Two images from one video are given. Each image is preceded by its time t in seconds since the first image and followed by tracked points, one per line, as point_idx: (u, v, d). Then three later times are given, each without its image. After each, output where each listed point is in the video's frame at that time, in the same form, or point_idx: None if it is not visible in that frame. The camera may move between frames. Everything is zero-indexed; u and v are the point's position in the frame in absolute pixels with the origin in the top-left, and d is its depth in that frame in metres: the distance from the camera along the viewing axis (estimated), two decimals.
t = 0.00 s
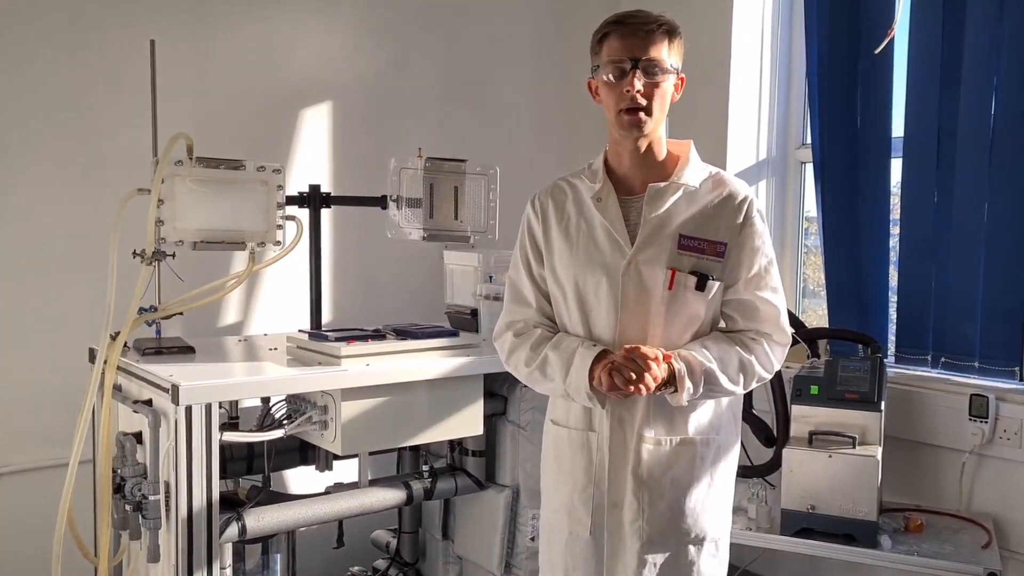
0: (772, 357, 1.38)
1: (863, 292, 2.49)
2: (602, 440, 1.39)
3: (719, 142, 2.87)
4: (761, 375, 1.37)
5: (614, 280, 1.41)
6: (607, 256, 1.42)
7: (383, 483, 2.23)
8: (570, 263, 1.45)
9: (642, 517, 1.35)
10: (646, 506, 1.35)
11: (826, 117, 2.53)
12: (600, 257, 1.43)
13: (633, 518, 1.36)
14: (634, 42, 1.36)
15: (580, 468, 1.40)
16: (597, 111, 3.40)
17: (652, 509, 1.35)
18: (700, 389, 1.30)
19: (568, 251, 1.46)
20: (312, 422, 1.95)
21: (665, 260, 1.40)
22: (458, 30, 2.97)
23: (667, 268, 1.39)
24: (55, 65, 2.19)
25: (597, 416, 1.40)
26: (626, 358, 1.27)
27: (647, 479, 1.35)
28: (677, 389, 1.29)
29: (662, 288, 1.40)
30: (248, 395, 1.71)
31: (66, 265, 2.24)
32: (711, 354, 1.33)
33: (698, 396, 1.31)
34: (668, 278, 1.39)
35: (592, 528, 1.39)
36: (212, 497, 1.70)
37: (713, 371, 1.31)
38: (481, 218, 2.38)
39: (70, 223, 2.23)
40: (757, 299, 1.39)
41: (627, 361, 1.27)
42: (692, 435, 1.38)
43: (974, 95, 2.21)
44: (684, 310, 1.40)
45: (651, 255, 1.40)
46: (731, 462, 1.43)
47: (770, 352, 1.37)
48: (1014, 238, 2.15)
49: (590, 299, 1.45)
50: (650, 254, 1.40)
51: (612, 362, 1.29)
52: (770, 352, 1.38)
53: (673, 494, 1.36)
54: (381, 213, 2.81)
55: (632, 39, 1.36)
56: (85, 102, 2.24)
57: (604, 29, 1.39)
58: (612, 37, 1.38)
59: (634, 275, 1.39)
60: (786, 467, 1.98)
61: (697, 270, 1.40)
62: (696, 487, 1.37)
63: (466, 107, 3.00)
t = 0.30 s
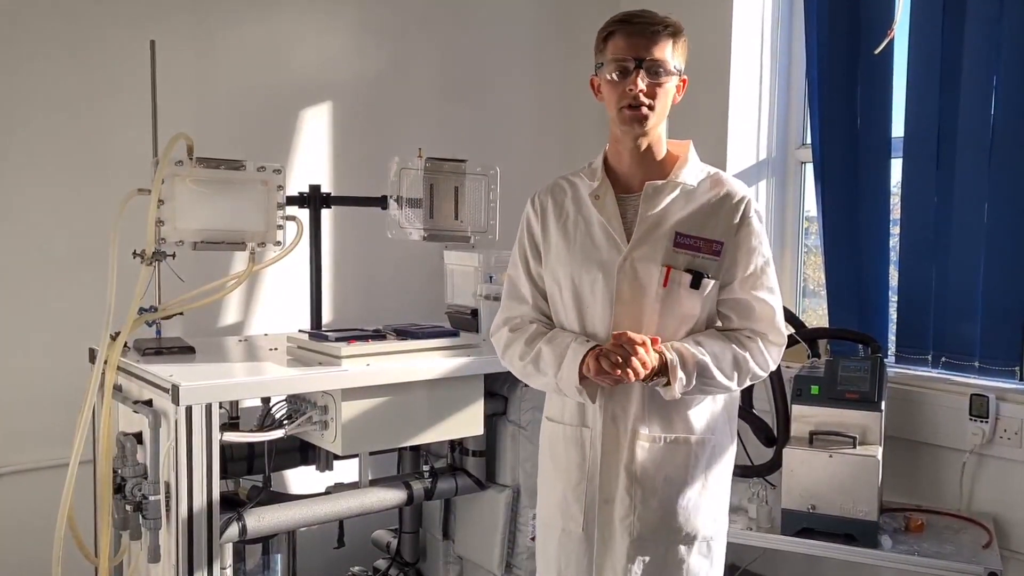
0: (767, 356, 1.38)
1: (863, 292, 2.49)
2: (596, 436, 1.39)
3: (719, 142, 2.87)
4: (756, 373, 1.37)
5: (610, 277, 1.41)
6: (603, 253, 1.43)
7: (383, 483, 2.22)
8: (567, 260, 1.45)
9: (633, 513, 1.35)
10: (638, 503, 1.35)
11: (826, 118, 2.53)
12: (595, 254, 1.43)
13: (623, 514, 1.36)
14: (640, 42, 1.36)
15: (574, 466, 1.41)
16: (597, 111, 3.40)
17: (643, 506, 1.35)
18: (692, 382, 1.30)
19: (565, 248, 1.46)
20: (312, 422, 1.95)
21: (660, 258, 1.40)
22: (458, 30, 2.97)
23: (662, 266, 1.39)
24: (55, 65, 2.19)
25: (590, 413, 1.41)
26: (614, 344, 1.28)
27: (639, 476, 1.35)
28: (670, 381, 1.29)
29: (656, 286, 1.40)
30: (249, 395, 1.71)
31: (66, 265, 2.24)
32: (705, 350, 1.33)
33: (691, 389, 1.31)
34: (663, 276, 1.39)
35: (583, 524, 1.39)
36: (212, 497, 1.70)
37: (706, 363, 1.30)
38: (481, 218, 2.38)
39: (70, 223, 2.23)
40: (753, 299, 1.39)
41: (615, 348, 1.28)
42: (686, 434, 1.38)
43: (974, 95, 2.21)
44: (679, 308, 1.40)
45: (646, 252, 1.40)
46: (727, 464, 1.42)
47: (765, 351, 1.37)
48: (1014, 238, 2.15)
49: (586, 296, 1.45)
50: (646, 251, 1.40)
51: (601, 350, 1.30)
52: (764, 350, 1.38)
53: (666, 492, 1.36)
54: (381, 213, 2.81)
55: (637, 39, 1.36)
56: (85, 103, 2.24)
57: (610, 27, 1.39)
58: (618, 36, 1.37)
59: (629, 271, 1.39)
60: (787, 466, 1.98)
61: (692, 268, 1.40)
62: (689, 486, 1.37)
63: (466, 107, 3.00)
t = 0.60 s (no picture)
0: (761, 355, 1.39)
1: (863, 292, 2.49)
2: (590, 435, 1.39)
3: (719, 142, 2.87)
4: (752, 369, 1.37)
5: (606, 278, 1.41)
6: (600, 254, 1.43)
7: (383, 483, 2.22)
8: (563, 260, 1.45)
9: (629, 511, 1.35)
10: (634, 500, 1.35)
11: (826, 118, 2.53)
12: (592, 254, 1.43)
13: (619, 511, 1.36)
14: (636, 42, 1.36)
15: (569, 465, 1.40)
16: (598, 110, 3.40)
17: (638, 504, 1.35)
18: (689, 372, 1.30)
19: (562, 247, 1.46)
20: (313, 422, 1.94)
21: (656, 259, 1.40)
22: (458, 30, 2.96)
23: (659, 267, 1.40)
24: (55, 65, 2.18)
25: (585, 410, 1.41)
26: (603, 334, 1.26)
27: (634, 473, 1.35)
28: (669, 371, 1.29)
29: (652, 286, 1.40)
30: (250, 395, 1.70)
31: (67, 265, 2.23)
32: (702, 344, 1.33)
33: (688, 382, 1.31)
34: (659, 277, 1.39)
35: (579, 522, 1.39)
36: (212, 498, 1.70)
37: (704, 358, 1.31)
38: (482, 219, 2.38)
39: (70, 224, 2.23)
40: (749, 300, 1.39)
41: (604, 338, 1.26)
42: (683, 432, 1.38)
43: (975, 95, 2.21)
44: (675, 310, 1.40)
45: (643, 253, 1.40)
46: (720, 461, 1.43)
47: (760, 348, 1.37)
48: (1014, 237, 2.15)
49: (581, 295, 1.45)
50: (642, 254, 1.40)
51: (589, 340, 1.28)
52: (759, 349, 1.38)
53: (664, 491, 1.36)
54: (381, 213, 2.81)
55: (634, 40, 1.36)
56: (85, 103, 2.23)
57: (607, 27, 1.39)
58: (615, 36, 1.37)
59: (625, 271, 1.39)
60: (787, 466, 1.98)
61: (688, 269, 1.40)
62: (684, 482, 1.37)
63: (466, 106, 3.00)
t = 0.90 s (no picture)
0: (753, 355, 1.39)
1: (863, 291, 2.48)
2: (585, 433, 1.38)
3: (719, 142, 2.87)
4: (742, 373, 1.37)
5: (601, 278, 1.41)
6: (595, 254, 1.43)
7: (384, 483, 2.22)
8: (557, 260, 1.45)
9: (625, 507, 1.35)
10: (629, 497, 1.35)
11: (827, 117, 2.53)
12: (586, 255, 1.43)
13: (615, 508, 1.36)
14: (629, 40, 1.36)
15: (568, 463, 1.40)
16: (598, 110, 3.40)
17: (634, 499, 1.35)
18: (682, 386, 1.30)
19: (557, 249, 1.45)
20: (313, 422, 1.95)
21: (650, 260, 1.40)
22: (458, 30, 2.96)
23: (652, 267, 1.40)
24: (55, 65, 2.18)
25: (580, 409, 1.39)
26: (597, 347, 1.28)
27: (630, 471, 1.36)
28: (660, 385, 1.29)
29: (646, 285, 1.40)
30: (250, 395, 1.70)
31: (67, 265, 2.23)
32: (694, 351, 1.33)
33: (680, 393, 1.32)
34: (653, 276, 1.39)
35: (572, 519, 1.38)
36: (213, 498, 1.70)
37: (695, 369, 1.31)
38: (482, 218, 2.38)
39: (70, 223, 2.23)
40: (740, 299, 1.39)
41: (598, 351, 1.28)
42: (678, 429, 1.38)
43: (975, 95, 2.21)
44: (668, 308, 1.40)
45: (637, 254, 1.40)
46: (714, 455, 1.43)
47: (751, 351, 1.38)
48: (1014, 236, 2.15)
49: (576, 297, 1.44)
50: (636, 254, 1.40)
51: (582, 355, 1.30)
52: (750, 350, 1.38)
53: (661, 490, 1.36)
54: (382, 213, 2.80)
55: (627, 38, 1.36)
56: (85, 103, 2.23)
57: (602, 27, 1.40)
58: (609, 35, 1.38)
59: (621, 271, 1.39)
60: (788, 466, 1.98)
61: (682, 269, 1.40)
62: (678, 477, 1.37)
63: (466, 106, 3.00)
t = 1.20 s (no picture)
0: (745, 354, 1.39)
1: (863, 291, 2.48)
2: (580, 430, 1.38)
3: (720, 141, 2.87)
4: (735, 371, 1.37)
5: (595, 279, 1.41)
6: (589, 254, 1.42)
7: (384, 483, 2.23)
8: (552, 260, 1.44)
9: (621, 503, 1.35)
10: (625, 494, 1.35)
11: (826, 117, 2.52)
12: (581, 255, 1.43)
13: (611, 505, 1.36)
14: (622, 44, 1.37)
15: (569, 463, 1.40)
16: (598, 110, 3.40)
17: (629, 496, 1.35)
18: (676, 382, 1.30)
19: (552, 248, 1.45)
20: (313, 422, 1.94)
21: (644, 261, 1.40)
22: (458, 29, 2.96)
23: (646, 267, 1.40)
24: (56, 64, 2.18)
25: (575, 406, 1.39)
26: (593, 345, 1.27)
27: (625, 467, 1.36)
28: (655, 382, 1.29)
29: (640, 286, 1.40)
30: (250, 395, 1.71)
31: (67, 265, 2.23)
32: (687, 350, 1.34)
33: (673, 390, 1.32)
34: (647, 277, 1.39)
35: (568, 515, 1.38)
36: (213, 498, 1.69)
37: (689, 365, 1.31)
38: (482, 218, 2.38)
39: (71, 223, 2.23)
40: (732, 299, 1.40)
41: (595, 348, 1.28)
42: (671, 425, 1.39)
43: (975, 95, 2.21)
44: (662, 308, 1.40)
45: (632, 254, 1.40)
46: (706, 450, 1.44)
47: (743, 349, 1.38)
48: (1015, 237, 2.16)
49: (571, 297, 1.44)
50: (630, 254, 1.40)
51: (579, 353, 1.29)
52: (743, 348, 1.38)
53: (660, 489, 1.36)
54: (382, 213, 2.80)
55: (619, 42, 1.37)
56: (85, 102, 2.23)
57: (595, 30, 1.40)
58: (602, 39, 1.38)
59: (615, 271, 1.40)
60: (788, 466, 1.98)
61: (675, 269, 1.40)
62: (672, 472, 1.37)
63: (466, 106, 3.00)
